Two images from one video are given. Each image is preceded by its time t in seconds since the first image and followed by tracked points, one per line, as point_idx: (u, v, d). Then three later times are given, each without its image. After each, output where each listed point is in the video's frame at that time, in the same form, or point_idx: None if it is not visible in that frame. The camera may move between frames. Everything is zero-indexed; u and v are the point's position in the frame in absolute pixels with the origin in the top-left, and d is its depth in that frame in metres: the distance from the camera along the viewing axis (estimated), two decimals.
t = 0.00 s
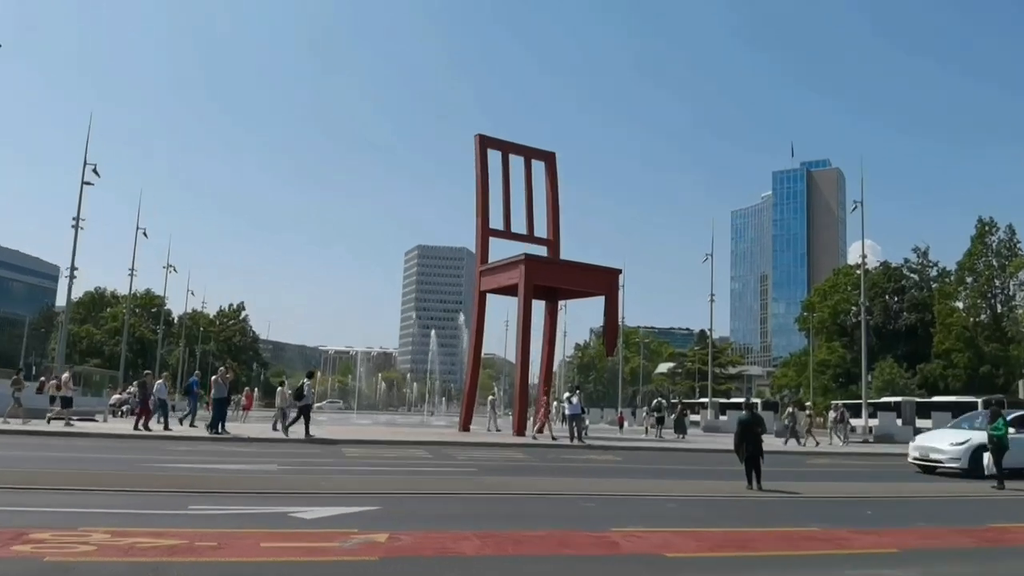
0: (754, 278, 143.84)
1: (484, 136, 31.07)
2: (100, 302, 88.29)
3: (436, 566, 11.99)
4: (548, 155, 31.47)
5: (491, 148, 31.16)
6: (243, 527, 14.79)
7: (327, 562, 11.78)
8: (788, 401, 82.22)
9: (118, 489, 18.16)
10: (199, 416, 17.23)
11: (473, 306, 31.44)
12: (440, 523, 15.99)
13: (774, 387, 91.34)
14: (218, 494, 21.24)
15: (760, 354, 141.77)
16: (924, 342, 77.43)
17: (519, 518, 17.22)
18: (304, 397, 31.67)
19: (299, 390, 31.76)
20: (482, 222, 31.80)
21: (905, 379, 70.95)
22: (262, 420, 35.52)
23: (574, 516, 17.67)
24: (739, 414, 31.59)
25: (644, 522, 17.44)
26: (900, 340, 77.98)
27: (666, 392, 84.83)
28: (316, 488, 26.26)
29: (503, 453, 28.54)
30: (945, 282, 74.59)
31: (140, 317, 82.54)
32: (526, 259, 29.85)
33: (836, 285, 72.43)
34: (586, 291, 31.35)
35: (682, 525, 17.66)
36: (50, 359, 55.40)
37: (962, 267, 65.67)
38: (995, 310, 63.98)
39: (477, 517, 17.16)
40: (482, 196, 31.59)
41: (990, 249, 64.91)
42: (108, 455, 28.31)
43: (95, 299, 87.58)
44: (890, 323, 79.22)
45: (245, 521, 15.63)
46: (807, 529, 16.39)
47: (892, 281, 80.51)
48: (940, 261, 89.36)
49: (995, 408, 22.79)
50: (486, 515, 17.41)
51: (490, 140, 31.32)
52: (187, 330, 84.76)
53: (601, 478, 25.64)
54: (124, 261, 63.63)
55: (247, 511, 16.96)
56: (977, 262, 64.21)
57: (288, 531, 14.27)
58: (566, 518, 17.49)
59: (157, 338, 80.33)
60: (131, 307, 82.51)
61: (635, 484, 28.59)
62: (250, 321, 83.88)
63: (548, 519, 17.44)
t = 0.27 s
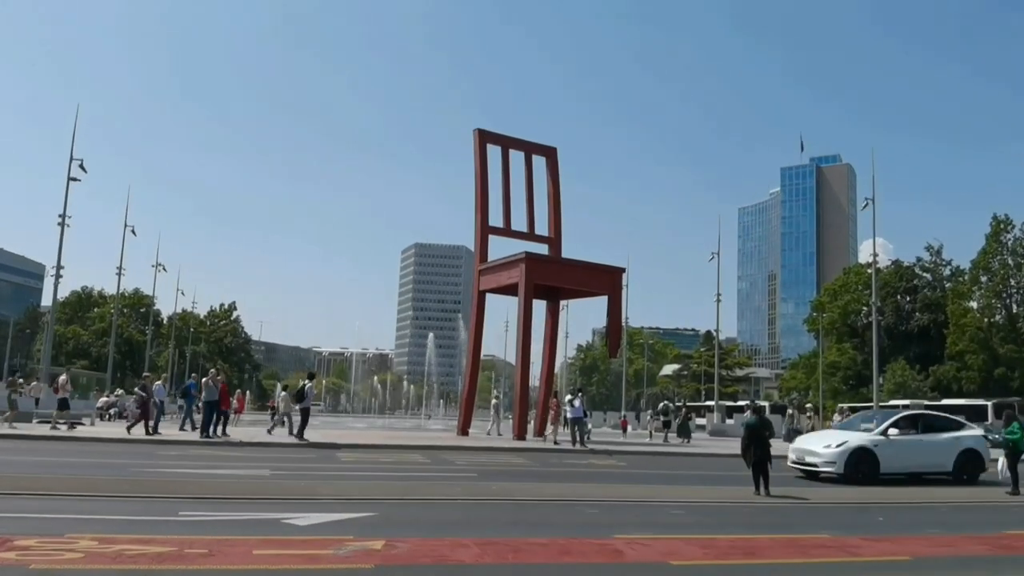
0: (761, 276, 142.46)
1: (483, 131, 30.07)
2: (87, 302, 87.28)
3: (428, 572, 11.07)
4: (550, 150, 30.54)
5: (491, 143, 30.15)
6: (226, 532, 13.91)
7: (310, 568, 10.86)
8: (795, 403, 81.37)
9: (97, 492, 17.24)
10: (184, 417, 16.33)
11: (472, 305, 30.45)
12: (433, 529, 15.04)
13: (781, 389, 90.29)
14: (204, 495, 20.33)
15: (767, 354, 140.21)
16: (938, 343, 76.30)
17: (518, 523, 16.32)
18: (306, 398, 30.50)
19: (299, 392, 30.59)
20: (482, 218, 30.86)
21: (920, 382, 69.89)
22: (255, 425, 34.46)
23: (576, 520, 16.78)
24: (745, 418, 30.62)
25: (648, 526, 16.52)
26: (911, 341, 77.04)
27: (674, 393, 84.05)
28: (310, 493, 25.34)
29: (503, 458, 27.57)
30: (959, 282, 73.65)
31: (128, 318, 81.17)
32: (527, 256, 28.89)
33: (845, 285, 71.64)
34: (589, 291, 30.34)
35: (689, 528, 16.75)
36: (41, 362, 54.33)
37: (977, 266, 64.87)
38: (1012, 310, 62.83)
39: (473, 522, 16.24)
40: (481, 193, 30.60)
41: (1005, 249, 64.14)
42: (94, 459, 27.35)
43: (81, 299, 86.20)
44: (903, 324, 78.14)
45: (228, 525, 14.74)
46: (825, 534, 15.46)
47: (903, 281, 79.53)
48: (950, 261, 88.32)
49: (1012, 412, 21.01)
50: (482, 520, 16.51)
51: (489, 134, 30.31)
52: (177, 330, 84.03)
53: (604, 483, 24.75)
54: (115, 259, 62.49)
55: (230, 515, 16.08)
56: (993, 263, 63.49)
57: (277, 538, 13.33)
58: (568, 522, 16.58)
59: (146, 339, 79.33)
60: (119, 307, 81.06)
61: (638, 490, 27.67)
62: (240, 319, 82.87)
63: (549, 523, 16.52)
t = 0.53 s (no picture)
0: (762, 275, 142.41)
1: (483, 130, 30.05)
2: (87, 301, 87.04)
3: (427, 571, 11.03)
4: (551, 149, 30.52)
5: (491, 143, 30.14)
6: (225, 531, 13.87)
7: (311, 568, 10.83)
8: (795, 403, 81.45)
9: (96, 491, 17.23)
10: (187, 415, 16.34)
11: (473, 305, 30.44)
12: (432, 528, 15.01)
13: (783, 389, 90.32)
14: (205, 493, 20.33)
15: (768, 353, 140.19)
16: (938, 342, 76.38)
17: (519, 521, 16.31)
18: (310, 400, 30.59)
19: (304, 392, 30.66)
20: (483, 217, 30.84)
21: (920, 381, 69.95)
22: (257, 425, 34.42)
23: (578, 519, 16.76)
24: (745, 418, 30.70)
25: (649, 524, 16.50)
26: (912, 340, 77.05)
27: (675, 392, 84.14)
28: (312, 492, 25.34)
29: (504, 458, 27.57)
30: (960, 282, 73.69)
31: (129, 317, 80.82)
32: (528, 255, 28.88)
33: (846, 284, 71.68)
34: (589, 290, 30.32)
35: (689, 526, 16.74)
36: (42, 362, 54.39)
37: (977, 266, 64.98)
38: (1014, 310, 62.81)
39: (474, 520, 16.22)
40: (481, 192, 30.60)
41: (1008, 248, 64.02)
42: (95, 459, 27.36)
43: (83, 299, 85.99)
44: (903, 323, 78.22)
45: (227, 524, 14.70)
46: (825, 534, 15.44)
47: (904, 281, 79.68)
48: (951, 260, 88.43)
49: (1013, 412, 21.02)
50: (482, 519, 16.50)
51: (490, 134, 30.29)
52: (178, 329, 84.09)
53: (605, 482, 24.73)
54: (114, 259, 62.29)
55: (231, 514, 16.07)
56: (995, 262, 63.45)
57: (278, 538, 13.31)
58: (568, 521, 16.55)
59: (147, 339, 79.29)
60: (120, 307, 80.30)
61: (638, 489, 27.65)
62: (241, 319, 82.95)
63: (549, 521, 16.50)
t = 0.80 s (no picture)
0: (765, 274, 142.31)
1: (486, 129, 30.03)
2: (90, 301, 87.17)
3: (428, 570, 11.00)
4: (554, 149, 30.52)
5: (494, 142, 30.12)
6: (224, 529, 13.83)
7: (311, 568, 10.79)
8: (798, 402, 81.38)
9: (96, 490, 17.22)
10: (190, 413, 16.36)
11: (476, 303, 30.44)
12: (432, 527, 14.99)
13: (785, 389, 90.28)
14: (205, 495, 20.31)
15: (771, 353, 140.01)
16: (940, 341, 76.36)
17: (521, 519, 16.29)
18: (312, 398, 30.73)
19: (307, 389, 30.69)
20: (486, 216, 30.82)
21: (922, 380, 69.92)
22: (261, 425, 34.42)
23: (579, 518, 16.73)
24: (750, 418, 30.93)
25: (649, 523, 16.46)
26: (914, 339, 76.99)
27: (677, 392, 84.16)
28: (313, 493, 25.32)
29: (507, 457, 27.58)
30: (962, 281, 73.56)
31: (132, 316, 80.93)
32: (531, 255, 28.88)
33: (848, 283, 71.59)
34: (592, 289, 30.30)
35: (692, 524, 16.71)
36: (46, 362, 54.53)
37: (979, 265, 64.90)
38: (1018, 309, 62.71)
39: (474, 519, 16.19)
40: (485, 192, 30.58)
41: (1010, 246, 63.86)
42: (98, 458, 27.38)
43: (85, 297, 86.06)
44: (906, 323, 78.15)
45: (227, 523, 14.68)
46: (827, 534, 15.37)
47: (906, 280, 79.73)
48: (953, 260, 88.39)
49: (1014, 411, 21.02)
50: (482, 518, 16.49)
51: (493, 133, 30.28)
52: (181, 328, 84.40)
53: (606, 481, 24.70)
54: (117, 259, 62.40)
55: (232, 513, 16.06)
56: (998, 260, 63.36)
57: (280, 536, 13.29)
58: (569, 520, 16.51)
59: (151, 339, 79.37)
60: (123, 306, 80.44)
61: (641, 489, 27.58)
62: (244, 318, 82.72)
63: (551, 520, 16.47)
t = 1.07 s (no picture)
0: (766, 274, 141.41)
1: (487, 128, 30.10)
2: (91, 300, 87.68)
3: (432, 571, 10.97)
4: (556, 149, 30.53)
5: (496, 141, 30.18)
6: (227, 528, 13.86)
7: (315, 569, 10.79)
8: (800, 402, 81.42)
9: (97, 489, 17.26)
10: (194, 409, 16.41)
11: (477, 303, 30.43)
12: (434, 528, 15.01)
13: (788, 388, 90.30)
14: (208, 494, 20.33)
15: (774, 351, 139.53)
16: (942, 341, 76.39)
17: (522, 519, 16.31)
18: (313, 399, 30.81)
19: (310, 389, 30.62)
20: (487, 216, 30.81)
21: (924, 380, 70.02)
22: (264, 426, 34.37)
23: (582, 519, 16.73)
24: (751, 418, 30.87)
25: (652, 525, 16.44)
26: (916, 339, 76.96)
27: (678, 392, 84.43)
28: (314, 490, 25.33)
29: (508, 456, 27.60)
30: (964, 280, 73.49)
31: (135, 315, 81.31)
32: (533, 255, 28.90)
33: (850, 283, 71.56)
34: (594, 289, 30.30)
35: (694, 525, 16.69)
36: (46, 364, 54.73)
37: (980, 264, 64.88)
38: (1019, 308, 62.77)
39: (476, 518, 16.21)
40: (486, 191, 30.63)
41: (1010, 247, 63.90)
42: (101, 458, 27.44)
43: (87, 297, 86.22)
44: (907, 322, 78.21)
45: (227, 521, 14.69)
46: (829, 534, 15.38)
47: (908, 279, 79.85)
48: (955, 258, 88.40)
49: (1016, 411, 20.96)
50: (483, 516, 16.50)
51: (494, 132, 30.33)
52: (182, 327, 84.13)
53: (607, 488, 24.67)
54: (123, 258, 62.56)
55: (233, 508, 16.10)
56: (998, 260, 63.44)
57: (284, 535, 13.35)
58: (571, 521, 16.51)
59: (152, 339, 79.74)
60: (125, 305, 80.97)
61: (642, 487, 27.58)
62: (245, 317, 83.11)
63: (553, 521, 16.47)
